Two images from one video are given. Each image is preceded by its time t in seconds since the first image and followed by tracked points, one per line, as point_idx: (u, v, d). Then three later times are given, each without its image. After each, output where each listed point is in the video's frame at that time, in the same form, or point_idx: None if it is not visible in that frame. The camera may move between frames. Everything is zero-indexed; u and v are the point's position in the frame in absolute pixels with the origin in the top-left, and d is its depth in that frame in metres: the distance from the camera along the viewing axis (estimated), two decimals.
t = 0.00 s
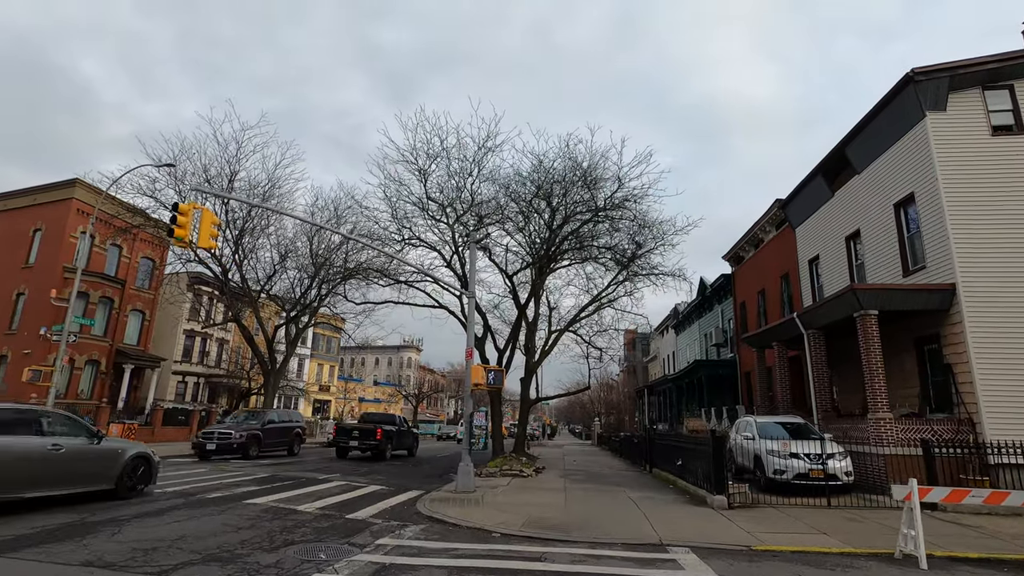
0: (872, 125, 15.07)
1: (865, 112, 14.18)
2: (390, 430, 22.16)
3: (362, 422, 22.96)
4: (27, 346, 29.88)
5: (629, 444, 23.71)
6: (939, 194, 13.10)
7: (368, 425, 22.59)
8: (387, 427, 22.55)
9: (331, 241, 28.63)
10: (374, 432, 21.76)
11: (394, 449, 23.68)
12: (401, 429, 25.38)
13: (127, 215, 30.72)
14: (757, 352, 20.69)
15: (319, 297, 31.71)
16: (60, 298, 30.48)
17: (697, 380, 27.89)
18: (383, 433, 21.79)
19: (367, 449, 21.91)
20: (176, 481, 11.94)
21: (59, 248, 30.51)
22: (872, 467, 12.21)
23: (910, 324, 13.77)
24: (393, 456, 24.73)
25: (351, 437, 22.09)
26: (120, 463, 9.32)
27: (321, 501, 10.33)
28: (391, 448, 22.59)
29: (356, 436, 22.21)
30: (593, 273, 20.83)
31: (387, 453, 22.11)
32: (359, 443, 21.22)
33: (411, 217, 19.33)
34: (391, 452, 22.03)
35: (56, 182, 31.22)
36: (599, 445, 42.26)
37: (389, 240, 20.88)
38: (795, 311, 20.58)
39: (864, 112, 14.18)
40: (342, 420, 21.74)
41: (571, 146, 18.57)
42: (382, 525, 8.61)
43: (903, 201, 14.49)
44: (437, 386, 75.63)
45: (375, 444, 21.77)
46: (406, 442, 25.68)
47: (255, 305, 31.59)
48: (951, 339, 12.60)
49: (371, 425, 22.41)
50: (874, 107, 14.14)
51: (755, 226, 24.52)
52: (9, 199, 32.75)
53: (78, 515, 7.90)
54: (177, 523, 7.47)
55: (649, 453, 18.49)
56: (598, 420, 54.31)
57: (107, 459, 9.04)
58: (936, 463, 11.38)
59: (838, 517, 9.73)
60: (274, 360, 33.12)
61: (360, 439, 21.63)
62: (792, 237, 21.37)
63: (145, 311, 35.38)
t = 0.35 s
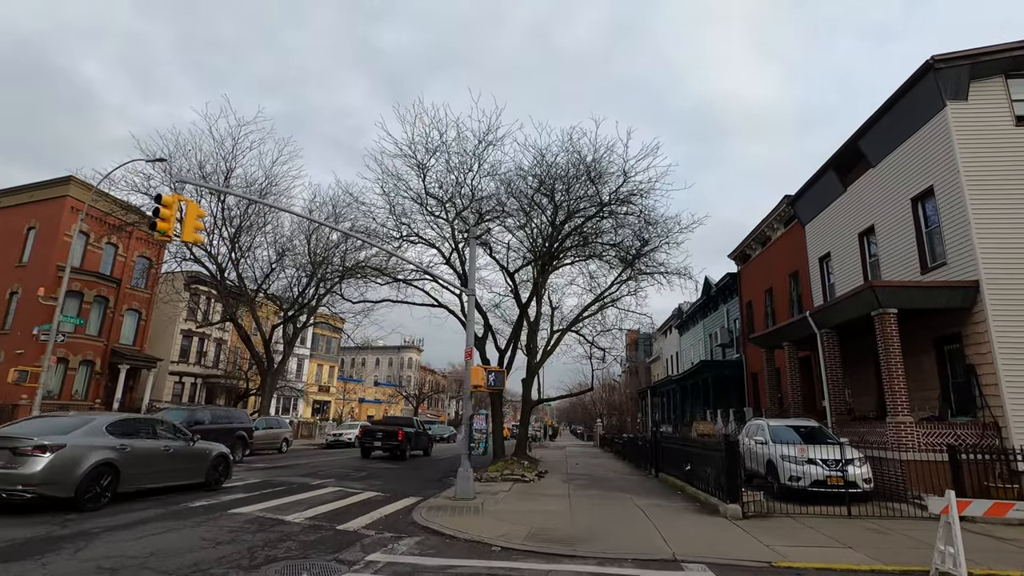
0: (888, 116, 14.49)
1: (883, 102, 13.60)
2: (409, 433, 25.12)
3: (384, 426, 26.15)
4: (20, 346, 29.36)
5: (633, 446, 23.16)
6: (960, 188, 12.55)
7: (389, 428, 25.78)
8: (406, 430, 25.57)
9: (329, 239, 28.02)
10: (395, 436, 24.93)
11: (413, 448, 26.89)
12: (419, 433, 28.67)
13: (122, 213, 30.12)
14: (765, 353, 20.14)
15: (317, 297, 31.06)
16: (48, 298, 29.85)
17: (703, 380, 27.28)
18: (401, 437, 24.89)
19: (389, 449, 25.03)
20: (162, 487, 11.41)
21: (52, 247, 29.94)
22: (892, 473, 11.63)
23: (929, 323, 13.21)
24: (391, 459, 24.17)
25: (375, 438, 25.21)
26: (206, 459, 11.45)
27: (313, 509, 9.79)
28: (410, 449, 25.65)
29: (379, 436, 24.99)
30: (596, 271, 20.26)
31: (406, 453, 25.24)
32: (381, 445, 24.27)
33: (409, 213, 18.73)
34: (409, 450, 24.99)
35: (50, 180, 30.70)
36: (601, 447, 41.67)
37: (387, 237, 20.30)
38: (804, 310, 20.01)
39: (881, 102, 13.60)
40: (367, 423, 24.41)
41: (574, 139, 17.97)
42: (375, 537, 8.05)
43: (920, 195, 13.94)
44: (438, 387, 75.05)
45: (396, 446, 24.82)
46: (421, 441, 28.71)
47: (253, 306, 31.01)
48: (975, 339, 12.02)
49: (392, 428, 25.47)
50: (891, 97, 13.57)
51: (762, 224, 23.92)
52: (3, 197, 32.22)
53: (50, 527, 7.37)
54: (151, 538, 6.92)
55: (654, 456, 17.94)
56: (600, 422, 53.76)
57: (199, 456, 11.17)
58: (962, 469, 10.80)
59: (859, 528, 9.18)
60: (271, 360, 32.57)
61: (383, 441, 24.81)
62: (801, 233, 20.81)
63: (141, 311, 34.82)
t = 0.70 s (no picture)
0: (899, 105, 13.95)
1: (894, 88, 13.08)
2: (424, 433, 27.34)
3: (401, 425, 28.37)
4: (9, 344, 28.81)
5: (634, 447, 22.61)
6: (976, 177, 12.02)
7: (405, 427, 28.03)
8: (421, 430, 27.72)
9: (324, 235, 27.43)
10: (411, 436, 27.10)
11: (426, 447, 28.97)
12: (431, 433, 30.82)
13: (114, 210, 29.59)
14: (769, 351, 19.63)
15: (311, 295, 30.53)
16: (31, 293, 29.34)
17: (704, 380, 26.73)
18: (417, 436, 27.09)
19: (406, 447, 27.29)
20: (141, 488, 10.88)
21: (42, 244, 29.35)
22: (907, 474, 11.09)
23: (944, 318, 12.71)
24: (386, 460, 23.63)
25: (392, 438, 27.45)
26: (265, 454, 13.32)
27: (296, 513, 9.25)
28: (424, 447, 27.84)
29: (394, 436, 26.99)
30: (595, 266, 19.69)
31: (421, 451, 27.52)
32: (399, 442, 26.54)
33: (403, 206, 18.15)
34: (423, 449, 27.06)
35: (40, 175, 30.15)
36: (601, 448, 41.13)
37: (380, 232, 19.71)
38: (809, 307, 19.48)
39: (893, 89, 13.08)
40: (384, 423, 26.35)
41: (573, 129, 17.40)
42: (358, 544, 7.50)
43: (933, 186, 13.41)
44: (436, 387, 74.52)
45: (412, 443, 27.07)
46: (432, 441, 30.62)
47: (247, 304, 30.45)
48: (992, 335, 11.51)
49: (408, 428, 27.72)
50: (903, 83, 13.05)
51: (765, 220, 23.38)
52: None
53: (7, 533, 6.82)
54: (112, 545, 6.40)
55: (655, 457, 17.43)
56: (600, 422, 53.23)
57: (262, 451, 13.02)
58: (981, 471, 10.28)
59: (874, 535, 8.66)
60: (266, 359, 32.05)
61: (400, 440, 27.06)
62: (805, 229, 20.29)
63: (134, 309, 34.31)
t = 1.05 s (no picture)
0: (908, 94, 13.48)
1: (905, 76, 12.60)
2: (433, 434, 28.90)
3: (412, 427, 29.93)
4: None
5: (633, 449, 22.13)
6: (991, 167, 11.54)
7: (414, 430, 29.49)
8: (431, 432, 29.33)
9: (317, 233, 26.82)
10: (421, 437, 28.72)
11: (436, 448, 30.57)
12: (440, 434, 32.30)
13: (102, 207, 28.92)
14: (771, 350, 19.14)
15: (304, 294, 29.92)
16: (9, 294, 28.87)
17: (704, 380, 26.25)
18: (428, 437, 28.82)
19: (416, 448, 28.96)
20: (115, 495, 10.33)
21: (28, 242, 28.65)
22: (920, 478, 10.55)
23: (956, 315, 12.24)
24: (379, 463, 23.07)
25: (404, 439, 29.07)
26: (304, 454, 15.63)
27: (277, 521, 8.70)
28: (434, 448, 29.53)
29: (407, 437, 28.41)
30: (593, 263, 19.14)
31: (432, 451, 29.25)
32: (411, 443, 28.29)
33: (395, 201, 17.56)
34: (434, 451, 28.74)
35: (27, 172, 29.47)
36: (599, 449, 40.64)
37: (371, 228, 19.10)
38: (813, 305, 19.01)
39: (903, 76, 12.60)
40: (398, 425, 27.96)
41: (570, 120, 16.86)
42: (339, 556, 6.96)
43: (944, 178, 12.92)
44: (433, 388, 73.88)
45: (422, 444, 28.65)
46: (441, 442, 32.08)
47: (239, 304, 29.86)
48: (1008, 332, 11.01)
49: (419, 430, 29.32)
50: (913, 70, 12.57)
51: (766, 216, 22.91)
52: None
53: None
54: (70, 559, 5.89)
55: (655, 460, 16.91)
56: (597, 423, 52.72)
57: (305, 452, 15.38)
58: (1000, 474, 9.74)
59: (890, 544, 8.13)
60: (257, 360, 31.44)
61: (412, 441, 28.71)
62: (808, 225, 19.81)
63: (124, 309, 33.64)
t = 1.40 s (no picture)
0: (923, 82, 12.97)
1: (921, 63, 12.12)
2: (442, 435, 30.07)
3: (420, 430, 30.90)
4: None
5: (634, 451, 21.63)
6: (1011, 158, 11.08)
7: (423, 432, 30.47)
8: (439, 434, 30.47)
9: (311, 230, 26.21)
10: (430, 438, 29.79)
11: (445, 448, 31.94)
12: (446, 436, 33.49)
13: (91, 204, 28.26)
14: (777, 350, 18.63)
15: (298, 293, 29.33)
16: None
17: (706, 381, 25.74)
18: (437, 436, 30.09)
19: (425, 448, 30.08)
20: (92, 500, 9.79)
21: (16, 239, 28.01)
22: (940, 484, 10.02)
23: (974, 312, 11.73)
24: (373, 466, 22.47)
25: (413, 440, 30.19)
26: (338, 451, 17.68)
27: (258, 531, 8.13)
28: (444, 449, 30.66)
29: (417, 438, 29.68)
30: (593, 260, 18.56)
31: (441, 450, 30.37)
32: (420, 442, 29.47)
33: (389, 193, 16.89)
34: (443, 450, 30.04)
35: (15, 168, 28.81)
36: (598, 451, 40.14)
37: (365, 223, 18.41)
38: (820, 303, 18.51)
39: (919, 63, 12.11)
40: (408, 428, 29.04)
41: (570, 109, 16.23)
42: (322, 571, 6.40)
43: (961, 169, 12.43)
44: (431, 389, 73.32)
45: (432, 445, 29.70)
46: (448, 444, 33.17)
47: (232, 302, 29.25)
48: None
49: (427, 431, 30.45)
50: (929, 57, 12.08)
51: (771, 213, 22.40)
52: None
53: None
54: None
55: (657, 463, 16.41)
56: (597, 424, 52.25)
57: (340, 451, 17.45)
58: None
59: (913, 555, 7.59)
60: (251, 359, 30.86)
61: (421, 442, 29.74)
62: (814, 221, 19.30)
63: (115, 308, 33.02)
